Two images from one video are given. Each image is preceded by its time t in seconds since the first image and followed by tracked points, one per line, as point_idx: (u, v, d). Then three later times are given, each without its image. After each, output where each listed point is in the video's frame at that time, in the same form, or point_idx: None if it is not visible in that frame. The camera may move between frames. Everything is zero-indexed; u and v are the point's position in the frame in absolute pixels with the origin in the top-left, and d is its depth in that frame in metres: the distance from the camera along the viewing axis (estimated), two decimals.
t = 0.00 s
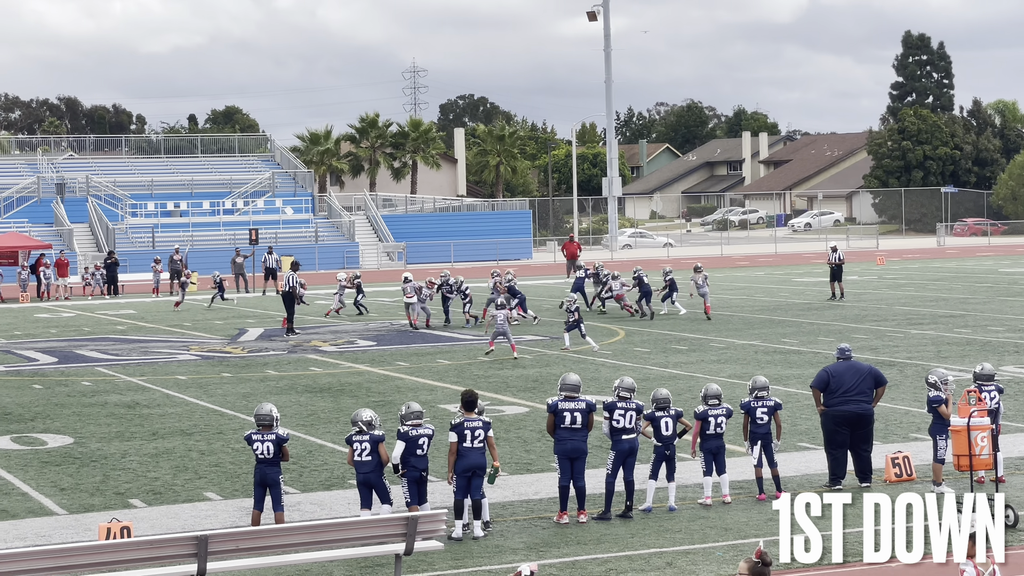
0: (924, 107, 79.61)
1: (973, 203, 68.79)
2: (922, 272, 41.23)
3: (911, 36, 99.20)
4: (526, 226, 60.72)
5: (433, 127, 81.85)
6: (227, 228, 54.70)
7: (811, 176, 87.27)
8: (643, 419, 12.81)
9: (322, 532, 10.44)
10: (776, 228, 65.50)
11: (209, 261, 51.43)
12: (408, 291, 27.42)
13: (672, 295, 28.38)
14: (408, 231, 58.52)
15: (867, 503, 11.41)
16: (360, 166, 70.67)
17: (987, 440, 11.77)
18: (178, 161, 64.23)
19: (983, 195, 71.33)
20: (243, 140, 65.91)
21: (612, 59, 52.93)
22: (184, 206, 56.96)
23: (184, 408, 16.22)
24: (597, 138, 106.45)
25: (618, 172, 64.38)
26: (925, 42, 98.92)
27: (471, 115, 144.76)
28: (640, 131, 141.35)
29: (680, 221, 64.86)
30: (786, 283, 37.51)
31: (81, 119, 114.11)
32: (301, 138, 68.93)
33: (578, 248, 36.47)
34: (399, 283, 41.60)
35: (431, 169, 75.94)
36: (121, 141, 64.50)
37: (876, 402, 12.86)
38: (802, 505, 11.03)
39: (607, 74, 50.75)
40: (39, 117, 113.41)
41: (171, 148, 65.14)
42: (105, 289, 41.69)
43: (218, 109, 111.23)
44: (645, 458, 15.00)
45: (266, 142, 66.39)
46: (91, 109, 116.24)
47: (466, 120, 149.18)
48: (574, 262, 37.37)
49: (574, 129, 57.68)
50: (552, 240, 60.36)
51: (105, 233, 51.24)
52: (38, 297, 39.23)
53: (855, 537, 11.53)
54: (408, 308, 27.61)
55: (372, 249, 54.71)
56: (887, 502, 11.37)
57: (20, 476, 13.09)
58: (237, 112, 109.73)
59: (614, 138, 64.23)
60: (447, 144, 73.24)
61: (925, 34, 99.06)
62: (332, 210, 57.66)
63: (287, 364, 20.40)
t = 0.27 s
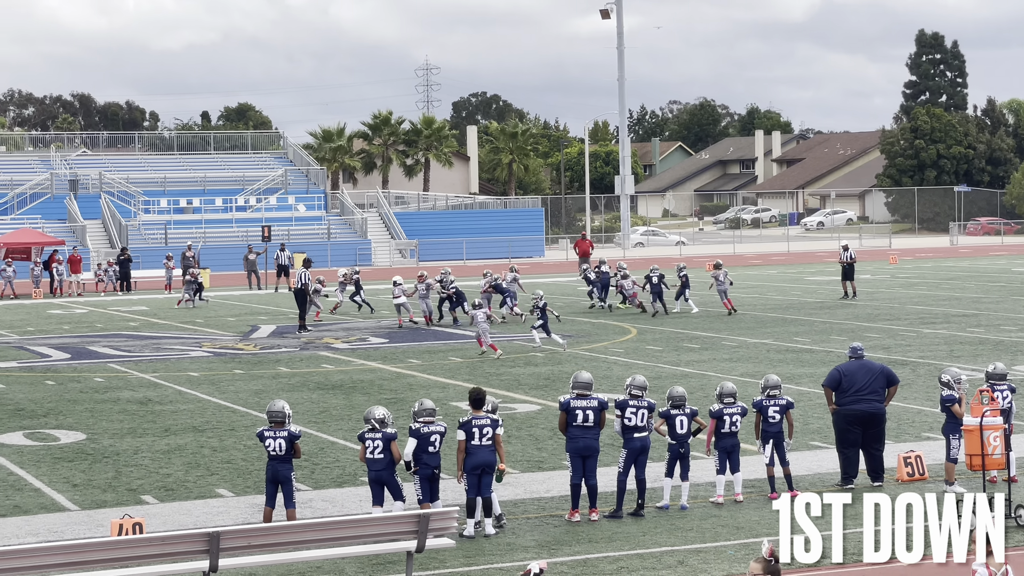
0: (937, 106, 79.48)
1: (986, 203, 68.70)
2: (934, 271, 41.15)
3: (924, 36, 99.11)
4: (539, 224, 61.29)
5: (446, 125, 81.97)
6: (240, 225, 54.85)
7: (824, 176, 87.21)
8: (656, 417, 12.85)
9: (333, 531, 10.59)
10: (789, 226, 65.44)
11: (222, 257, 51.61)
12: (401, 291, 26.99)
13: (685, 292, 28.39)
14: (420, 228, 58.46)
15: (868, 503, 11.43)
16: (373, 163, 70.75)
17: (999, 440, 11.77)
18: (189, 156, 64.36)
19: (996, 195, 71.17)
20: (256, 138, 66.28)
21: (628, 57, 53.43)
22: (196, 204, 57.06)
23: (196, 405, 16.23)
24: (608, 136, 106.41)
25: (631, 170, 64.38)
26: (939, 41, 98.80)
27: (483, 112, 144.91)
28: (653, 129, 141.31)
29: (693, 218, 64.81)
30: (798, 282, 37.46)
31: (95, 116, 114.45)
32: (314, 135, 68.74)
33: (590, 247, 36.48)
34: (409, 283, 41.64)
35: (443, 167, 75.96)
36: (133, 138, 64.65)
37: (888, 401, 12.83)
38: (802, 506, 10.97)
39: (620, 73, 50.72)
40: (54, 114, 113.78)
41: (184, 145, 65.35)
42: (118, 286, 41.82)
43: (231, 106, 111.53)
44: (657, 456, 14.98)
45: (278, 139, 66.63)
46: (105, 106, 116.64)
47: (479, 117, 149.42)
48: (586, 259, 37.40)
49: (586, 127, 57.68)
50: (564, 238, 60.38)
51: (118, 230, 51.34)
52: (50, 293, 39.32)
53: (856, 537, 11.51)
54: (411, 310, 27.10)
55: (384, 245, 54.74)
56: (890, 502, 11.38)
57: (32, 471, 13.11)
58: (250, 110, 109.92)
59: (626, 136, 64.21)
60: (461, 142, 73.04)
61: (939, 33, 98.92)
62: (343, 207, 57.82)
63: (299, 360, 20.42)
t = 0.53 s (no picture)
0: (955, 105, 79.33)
1: (1005, 202, 68.59)
2: (951, 271, 41.10)
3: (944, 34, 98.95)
4: (557, 220, 60.76)
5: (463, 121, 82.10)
6: (259, 220, 54.78)
7: (841, 174, 87.11)
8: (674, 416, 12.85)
9: (347, 527, 10.78)
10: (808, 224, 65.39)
11: (242, 253, 51.72)
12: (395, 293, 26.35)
13: (704, 290, 28.41)
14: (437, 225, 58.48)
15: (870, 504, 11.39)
16: (390, 160, 70.92)
17: (1018, 440, 11.74)
18: (207, 152, 64.49)
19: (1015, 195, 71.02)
20: (273, 135, 66.76)
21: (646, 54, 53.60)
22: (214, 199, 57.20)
23: (213, 401, 16.24)
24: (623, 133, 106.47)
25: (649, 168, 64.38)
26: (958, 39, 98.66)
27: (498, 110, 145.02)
28: (670, 127, 141.34)
29: (710, 217, 64.90)
30: (815, 280, 37.42)
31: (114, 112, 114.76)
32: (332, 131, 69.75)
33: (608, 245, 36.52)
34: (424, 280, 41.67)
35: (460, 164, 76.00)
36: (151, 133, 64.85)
37: (905, 400, 12.81)
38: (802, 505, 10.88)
39: (637, 70, 50.70)
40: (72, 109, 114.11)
41: (202, 140, 65.26)
42: (135, 281, 41.88)
43: (249, 103, 111.85)
44: (674, 454, 14.97)
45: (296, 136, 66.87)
46: (123, 102, 117.08)
47: (496, 114, 149.63)
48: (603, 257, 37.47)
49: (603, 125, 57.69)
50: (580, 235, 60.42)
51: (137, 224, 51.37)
52: (68, 289, 39.39)
53: (855, 537, 11.50)
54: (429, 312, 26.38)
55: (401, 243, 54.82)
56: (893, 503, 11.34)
57: (50, 466, 13.15)
58: (268, 106, 110.10)
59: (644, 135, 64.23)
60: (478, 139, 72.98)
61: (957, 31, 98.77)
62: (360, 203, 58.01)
63: (316, 357, 20.44)
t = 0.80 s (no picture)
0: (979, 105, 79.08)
1: None
2: (973, 271, 40.96)
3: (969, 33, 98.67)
4: (578, 219, 60.75)
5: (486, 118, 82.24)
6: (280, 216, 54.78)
7: (866, 172, 86.85)
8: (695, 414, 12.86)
9: (371, 523, 10.98)
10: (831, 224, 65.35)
11: (265, 250, 51.82)
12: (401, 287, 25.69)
13: (726, 289, 28.37)
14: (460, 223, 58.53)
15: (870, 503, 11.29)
16: (413, 157, 70.90)
17: None
18: (231, 149, 64.72)
19: None
20: (296, 131, 66.32)
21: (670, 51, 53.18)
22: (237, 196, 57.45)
23: (235, 396, 16.26)
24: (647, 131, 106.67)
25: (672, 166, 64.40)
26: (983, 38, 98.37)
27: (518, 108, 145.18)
28: (694, 125, 141.18)
29: (732, 215, 64.90)
30: (837, 279, 37.33)
31: (138, 108, 115.32)
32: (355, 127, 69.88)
33: (630, 242, 36.49)
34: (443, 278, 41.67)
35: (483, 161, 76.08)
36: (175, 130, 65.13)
37: (928, 400, 12.79)
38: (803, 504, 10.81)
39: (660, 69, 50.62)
40: (97, 104, 114.67)
41: (225, 137, 65.17)
42: (159, 276, 42.00)
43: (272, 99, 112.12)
44: (695, 452, 14.94)
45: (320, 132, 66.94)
46: (147, 98, 117.42)
47: (519, 112, 150.11)
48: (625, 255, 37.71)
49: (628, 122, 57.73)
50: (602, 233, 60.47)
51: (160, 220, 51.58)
52: (92, 284, 39.53)
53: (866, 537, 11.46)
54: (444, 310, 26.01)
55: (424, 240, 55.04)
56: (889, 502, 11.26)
57: (74, 460, 13.22)
58: (291, 102, 110.53)
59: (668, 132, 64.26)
60: (502, 136, 72.73)
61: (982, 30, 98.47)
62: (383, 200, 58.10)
63: (338, 353, 20.48)
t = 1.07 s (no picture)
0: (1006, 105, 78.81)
1: None
2: (998, 271, 40.79)
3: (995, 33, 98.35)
4: (603, 217, 60.38)
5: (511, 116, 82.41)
6: (306, 215, 54.99)
7: (892, 172, 86.65)
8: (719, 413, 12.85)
9: (395, 520, 11.06)
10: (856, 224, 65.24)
11: (289, 245, 52.09)
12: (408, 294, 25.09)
13: (746, 286, 28.35)
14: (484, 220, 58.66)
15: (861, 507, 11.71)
16: (438, 154, 71.26)
17: None
18: (257, 146, 64.93)
19: None
20: (321, 129, 66.40)
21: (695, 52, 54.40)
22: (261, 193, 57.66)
23: (259, 393, 16.29)
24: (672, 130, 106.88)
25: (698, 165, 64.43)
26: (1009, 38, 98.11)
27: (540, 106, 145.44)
28: (719, 124, 141.05)
29: (757, 215, 65.14)
30: (861, 279, 37.22)
31: (164, 104, 115.89)
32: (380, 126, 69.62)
33: (655, 240, 36.48)
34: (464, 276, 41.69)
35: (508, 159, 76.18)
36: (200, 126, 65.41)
37: (954, 400, 12.76)
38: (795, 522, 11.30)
39: (687, 68, 50.59)
40: (123, 101, 115.26)
41: (249, 134, 65.60)
42: (184, 273, 42.08)
43: (296, 96, 112.51)
44: (719, 452, 14.92)
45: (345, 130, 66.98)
46: (172, 94, 117.77)
47: (544, 110, 150.92)
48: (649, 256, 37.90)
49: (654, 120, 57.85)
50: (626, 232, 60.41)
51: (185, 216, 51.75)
52: (118, 280, 39.64)
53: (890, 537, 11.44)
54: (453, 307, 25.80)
55: (449, 237, 55.39)
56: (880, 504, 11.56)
57: (98, 456, 13.27)
58: (316, 99, 111.01)
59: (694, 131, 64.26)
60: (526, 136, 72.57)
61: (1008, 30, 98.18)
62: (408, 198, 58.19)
63: (362, 350, 20.49)
